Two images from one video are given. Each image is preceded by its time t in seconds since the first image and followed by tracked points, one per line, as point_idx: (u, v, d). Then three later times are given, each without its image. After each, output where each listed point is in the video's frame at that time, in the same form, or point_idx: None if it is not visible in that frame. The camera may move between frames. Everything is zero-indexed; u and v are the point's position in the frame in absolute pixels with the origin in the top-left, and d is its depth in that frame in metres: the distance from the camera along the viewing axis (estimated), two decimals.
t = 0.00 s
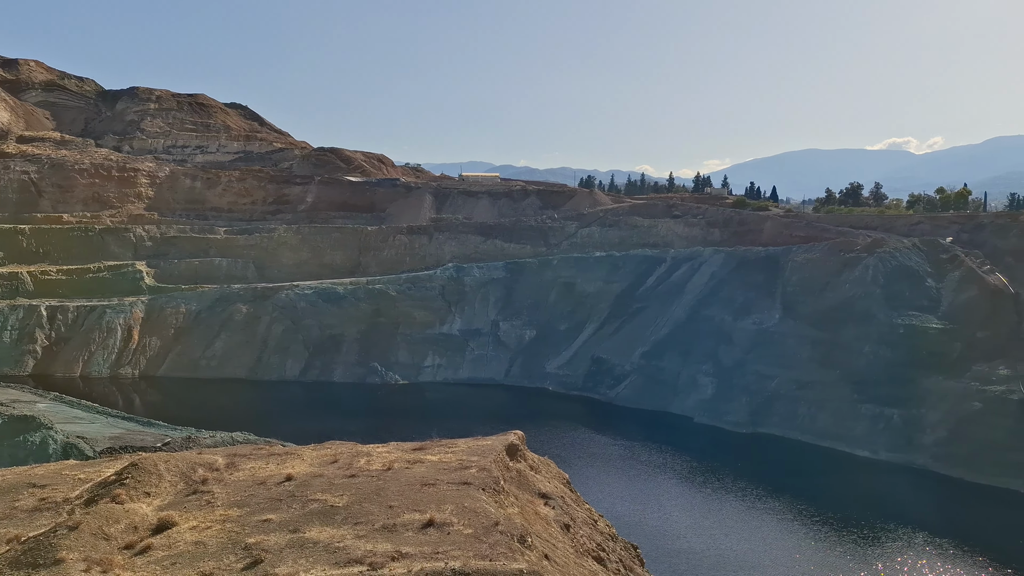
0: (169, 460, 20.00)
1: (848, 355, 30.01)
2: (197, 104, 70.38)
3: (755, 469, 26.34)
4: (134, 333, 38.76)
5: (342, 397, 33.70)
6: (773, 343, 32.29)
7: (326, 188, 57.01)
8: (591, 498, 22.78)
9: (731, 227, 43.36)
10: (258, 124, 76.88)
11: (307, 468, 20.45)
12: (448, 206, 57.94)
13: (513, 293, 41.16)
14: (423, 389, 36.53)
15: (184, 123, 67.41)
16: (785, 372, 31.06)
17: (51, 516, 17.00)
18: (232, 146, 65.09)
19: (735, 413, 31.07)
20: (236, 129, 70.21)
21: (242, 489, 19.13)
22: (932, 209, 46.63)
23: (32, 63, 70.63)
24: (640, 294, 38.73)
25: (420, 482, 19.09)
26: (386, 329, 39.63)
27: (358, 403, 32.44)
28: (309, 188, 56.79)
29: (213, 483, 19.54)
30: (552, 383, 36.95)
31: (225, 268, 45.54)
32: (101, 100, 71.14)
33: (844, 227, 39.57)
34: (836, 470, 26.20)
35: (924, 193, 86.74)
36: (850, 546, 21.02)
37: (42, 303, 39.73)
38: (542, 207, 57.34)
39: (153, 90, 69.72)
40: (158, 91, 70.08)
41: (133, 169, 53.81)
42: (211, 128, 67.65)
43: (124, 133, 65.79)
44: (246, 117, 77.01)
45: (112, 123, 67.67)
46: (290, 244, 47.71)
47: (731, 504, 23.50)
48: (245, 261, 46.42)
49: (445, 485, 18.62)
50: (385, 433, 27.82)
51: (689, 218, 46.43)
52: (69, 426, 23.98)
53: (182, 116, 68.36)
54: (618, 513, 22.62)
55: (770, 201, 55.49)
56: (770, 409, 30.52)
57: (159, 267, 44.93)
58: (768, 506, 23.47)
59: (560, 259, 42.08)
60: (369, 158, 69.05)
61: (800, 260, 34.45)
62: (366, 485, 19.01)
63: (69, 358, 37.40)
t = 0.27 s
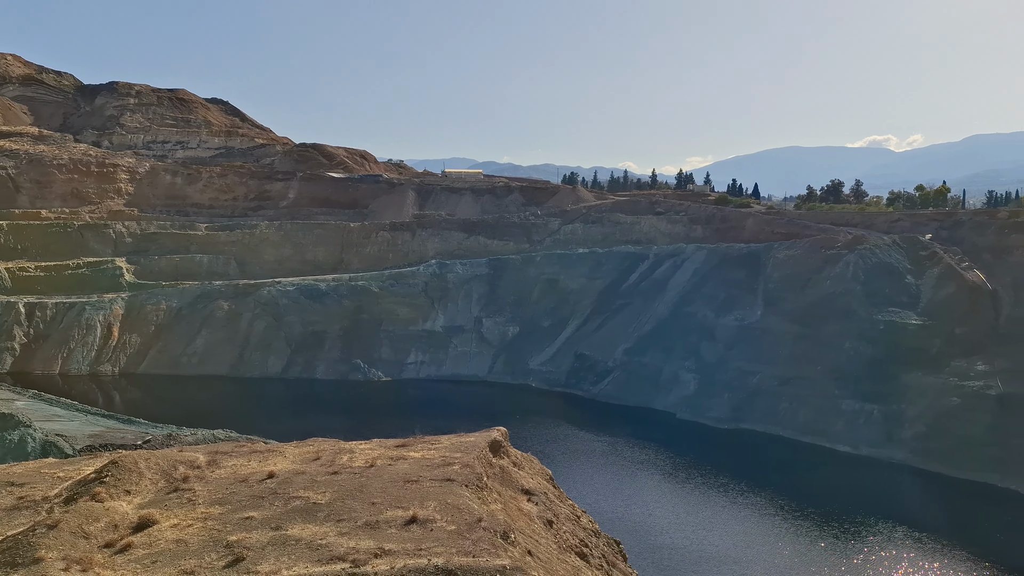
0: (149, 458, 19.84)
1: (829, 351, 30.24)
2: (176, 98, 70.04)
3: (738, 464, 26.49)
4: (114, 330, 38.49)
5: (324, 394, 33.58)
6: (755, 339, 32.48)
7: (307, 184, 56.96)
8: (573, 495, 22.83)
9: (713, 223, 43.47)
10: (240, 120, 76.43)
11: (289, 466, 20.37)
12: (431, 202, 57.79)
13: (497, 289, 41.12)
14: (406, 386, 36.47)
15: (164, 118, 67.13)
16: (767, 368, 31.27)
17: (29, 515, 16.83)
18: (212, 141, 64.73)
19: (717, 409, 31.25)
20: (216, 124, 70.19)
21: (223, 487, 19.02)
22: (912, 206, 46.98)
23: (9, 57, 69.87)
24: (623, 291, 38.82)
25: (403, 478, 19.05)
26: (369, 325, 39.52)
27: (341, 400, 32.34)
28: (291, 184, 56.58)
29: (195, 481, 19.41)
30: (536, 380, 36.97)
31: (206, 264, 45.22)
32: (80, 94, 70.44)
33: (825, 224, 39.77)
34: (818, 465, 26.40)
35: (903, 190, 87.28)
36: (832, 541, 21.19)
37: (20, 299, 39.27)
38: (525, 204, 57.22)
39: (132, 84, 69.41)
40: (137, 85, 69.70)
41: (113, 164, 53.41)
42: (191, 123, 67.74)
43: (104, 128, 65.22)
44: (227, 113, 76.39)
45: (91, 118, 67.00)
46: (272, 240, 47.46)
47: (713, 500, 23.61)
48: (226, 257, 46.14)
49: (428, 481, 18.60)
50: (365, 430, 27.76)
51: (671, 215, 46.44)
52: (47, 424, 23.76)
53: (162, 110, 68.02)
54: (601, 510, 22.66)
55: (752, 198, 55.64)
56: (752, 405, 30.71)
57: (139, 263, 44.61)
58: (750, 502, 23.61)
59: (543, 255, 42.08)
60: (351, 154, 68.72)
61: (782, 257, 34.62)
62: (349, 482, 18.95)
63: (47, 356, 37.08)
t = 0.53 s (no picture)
0: (128, 455, 19.69)
1: (808, 346, 30.52)
2: (155, 93, 68.69)
3: (719, 458, 26.69)
4: (92, 326, 38.18)
5: (305, 391, 33.48)
6: (735, 335, 32.72)
7: (287, 179, 56.65)
8: (554, 490, 22.92)
9: (693, 219, 43.65)
10: (219, 115, 75.79)
11: (270, 462, 20.30)
12: (412, 198, 57.55)
13: (478, 285, 41.11)
14: (387, 382, 36.42)
15: (141, 113, 66.08)
16: (746, 363, 31.51)
17: (5, 514, 16.68)
18: (191, 136, 64.59)
19: (697, 404, 31.48)
20: (195, 118, 69.58)
21: (203, 484, 18.91)
22: (890, 202, 47.42)
23: None
24: (604, 286, 38.93)
25: (384, 474, 19.04)
26: (350, 321, 39.40)
27: (322, 397, 32.26)
28: (271, 180, 56.34)
29: (174, 478, 19.28)
30: (517, 375, 37.03)
31: (185, 260, 44.89)
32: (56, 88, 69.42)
33: (804, 219, 40.06)
34: (799, 459, 26.63)
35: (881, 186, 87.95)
36: (810, 534, 21.41)
37: None
38: (507, 199, 56.91)
39: (109, 78, 67.86)
40: (114, 80, 68.17)
41: (90, 160, 52.96)
42: (169, 118, 67.17)
43: (80, 122, 64.42)
44: (206, 108, 75.67)
45: (67, 113, 66.04)
46: (251, 236, 47.20)
47: (694, 495, 23.75)
48: (206, 253, 45.83)
49: (410, 477, 18.61)
50: (342, 426, 27.70)
51: (652, 210, 46.32)
52: (24, 422, 23.51)
53: (140, 105, 66.88)
54: (583, 505, 22.72)
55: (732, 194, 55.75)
56: (731, 399, 30.95)
57: (117, 259, 44.25)
58: (731, 495, 23.80)
59: (525, 251, 42.09)
60: (332, 149, 68.33)
61: (761, 253, 34.86)
62: (329, 478, 18.91)
63: (23, 353, 36.70)
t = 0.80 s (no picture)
0: (111, 454, 19.55)
1: (792, 341, 30.68)
2: (137, 88, 68.85)
3: (704, 454, 26.79)
4: (74, 324, 37.90)
5: (291, 388, 33.36)
6: (720, 331, 32.86)
7: (271, 176, 56.33)
8: (541, 487, 22.93)
9: (679, 216, 43.75)
10: (203, 111, 75.35)
11: (255, 460, 20.19)
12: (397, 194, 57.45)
13: (464, 282, 41.06)
14: (373, 379, 36.35)
15: (124, 109, 65.86)
16: (732, 359, 31.65)
17: None
18: (174, 133, 63.67)
19: (683, 400, 31.60)
20: (178, 115, 68.95)
21: (188, 482, 18.80)
22: (874, 198, 47.65)
23: None
24: (590, 283, 38.99)
25: (370, 472, 18.99)
26: (335, 319, 39.27)
27: (307, 394, 32.15)
28: (255, 176, 56.15)
29: (158, 477, 19.16)
30: (503, 372, 37.03)
31: (168, 257, 44.62)
32: (37, 84, 68.79)
33: (788, 215, 40.18)
34: (784, 454, 26.76)
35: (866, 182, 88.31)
36: (795, 529, 21.52)
37: None
38: (492, 196, 56.92)
39: (91, 74, 67.95)
40: (96, 76, 68.26)
41: (72, 156, 52.54)
42: (152, 114, 66.34)
43: (62, 119, 63.89)
44: (189, 104, 75.15)
45: (49, 109, 65.56)
46: (236, 233, 46.96)
47: (680, 491, 23.83)
48: (190, 251, 45.54)
49: (396, 474, 18.57)
50: (325, 423, 27.62)
51: (638, 207, 46.46)
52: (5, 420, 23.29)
53: (122, 101, 66.78)
54: (570, 501, 22.76)
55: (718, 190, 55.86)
56: (716, 395, 31.07)
57: (100, 257, 43.98)
58: (716, 491, 23.90)
59: (511, 247, 42.07)
60: (317, 146, 68.03)
61: (746, 249, 34.99)
62: (315, 476, 18.85)
63: (5, 351, 36.40)
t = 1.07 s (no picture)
0: (92, 452, 19.38)
1: (775, 336, 30.85)
2: (116, 83, 68.30)
3: (687, 449, 26.89)
4: (54, 322, 37.59)
5: (274, 385, 33.23)
6: (703, 326, 32.97)
7: (254, 172, 56.12)
8: (525, 482, 22.98)
9: (662, 211, 43.81)
10: (183, 107, 74.77)
11: (238, 458, 20.08)
12: (381, 190, 57.26)
13: (448, 278, 40.98)
14: (356, 376, 36.27)
15: (104, 104, 65.31)
16: (714, 354, 31.79)
17: None
18: (155, 128, 62.62)
19: (666, 395, 31.74)
20: (159, 110, 68.45)
21: (170, 480, 18.68)
22: (855, 193, 47.91)
23: None
24: (574, 279, 38.99)
25: (354, 468, 18.91)
26: (319, 315, 39.10)
27: (289, 392, 32.03)
28: (237, 172, 55.76)
29: (140, 475, 19.01)
30: (487, 368, 37.03)
31: (149, 254, 44.27)
32: (15, 79, 67.96)
33: (771, 211, 40.33)
34: (767, 448, 26.91)
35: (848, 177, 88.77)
36: (778, 523, 21.65)
37: None
38: (476, 192, 56.80)
39: (69, 69, 67.39)
40: (75, 71, 67.72)
41: (50, 152, 51.97)
42: (132, 109, 65.36)
43: (41, 114, 63.22)
44: (170, 100, 74.57)
45: (28, 105, 65.00)
46: (218, 230, 46.62)
47: (664, 486, 23.91)
48: (171, 247, 45.17)
49: (380, 471, 18.51)
50: (305, 420, 27.56)
51: (621, 203, 46.50)
52: None
53: (102, 96, 66.24)
54: (554, 497, 22.80)
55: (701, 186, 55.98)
56: (699, 390, 31.22)
57: (80, 254, 43.62)
58: (700, 486, 24.00)
59: (494, 243, 41.98)
60: (299, 142, 67.69)
61: (729, 244, 35.09)
62: (299, 473, 18.77)
63: None
